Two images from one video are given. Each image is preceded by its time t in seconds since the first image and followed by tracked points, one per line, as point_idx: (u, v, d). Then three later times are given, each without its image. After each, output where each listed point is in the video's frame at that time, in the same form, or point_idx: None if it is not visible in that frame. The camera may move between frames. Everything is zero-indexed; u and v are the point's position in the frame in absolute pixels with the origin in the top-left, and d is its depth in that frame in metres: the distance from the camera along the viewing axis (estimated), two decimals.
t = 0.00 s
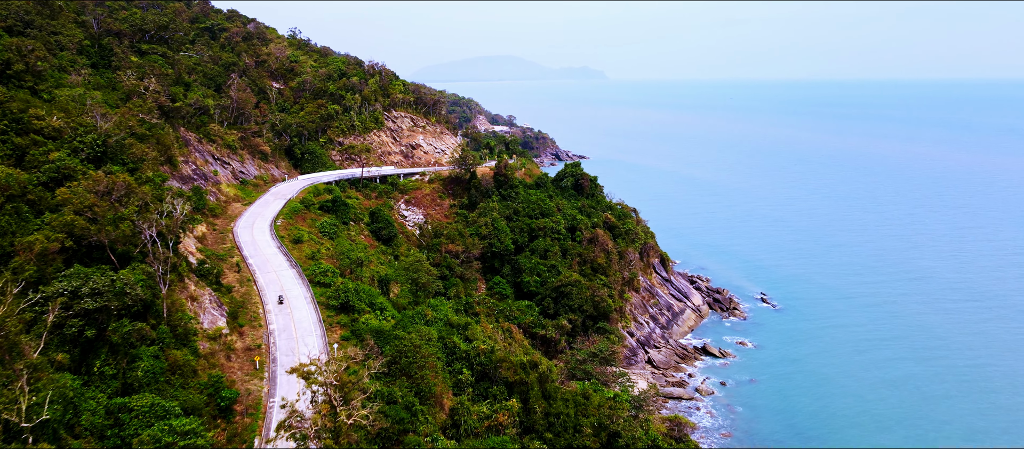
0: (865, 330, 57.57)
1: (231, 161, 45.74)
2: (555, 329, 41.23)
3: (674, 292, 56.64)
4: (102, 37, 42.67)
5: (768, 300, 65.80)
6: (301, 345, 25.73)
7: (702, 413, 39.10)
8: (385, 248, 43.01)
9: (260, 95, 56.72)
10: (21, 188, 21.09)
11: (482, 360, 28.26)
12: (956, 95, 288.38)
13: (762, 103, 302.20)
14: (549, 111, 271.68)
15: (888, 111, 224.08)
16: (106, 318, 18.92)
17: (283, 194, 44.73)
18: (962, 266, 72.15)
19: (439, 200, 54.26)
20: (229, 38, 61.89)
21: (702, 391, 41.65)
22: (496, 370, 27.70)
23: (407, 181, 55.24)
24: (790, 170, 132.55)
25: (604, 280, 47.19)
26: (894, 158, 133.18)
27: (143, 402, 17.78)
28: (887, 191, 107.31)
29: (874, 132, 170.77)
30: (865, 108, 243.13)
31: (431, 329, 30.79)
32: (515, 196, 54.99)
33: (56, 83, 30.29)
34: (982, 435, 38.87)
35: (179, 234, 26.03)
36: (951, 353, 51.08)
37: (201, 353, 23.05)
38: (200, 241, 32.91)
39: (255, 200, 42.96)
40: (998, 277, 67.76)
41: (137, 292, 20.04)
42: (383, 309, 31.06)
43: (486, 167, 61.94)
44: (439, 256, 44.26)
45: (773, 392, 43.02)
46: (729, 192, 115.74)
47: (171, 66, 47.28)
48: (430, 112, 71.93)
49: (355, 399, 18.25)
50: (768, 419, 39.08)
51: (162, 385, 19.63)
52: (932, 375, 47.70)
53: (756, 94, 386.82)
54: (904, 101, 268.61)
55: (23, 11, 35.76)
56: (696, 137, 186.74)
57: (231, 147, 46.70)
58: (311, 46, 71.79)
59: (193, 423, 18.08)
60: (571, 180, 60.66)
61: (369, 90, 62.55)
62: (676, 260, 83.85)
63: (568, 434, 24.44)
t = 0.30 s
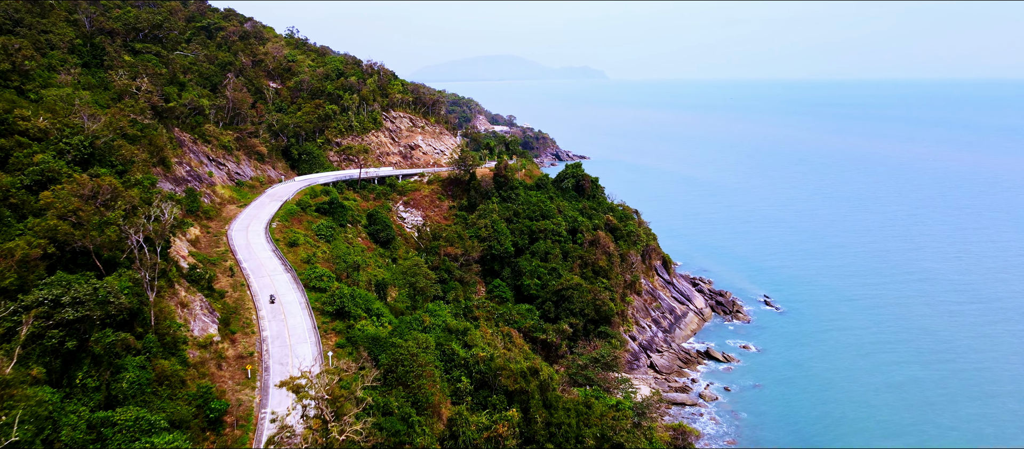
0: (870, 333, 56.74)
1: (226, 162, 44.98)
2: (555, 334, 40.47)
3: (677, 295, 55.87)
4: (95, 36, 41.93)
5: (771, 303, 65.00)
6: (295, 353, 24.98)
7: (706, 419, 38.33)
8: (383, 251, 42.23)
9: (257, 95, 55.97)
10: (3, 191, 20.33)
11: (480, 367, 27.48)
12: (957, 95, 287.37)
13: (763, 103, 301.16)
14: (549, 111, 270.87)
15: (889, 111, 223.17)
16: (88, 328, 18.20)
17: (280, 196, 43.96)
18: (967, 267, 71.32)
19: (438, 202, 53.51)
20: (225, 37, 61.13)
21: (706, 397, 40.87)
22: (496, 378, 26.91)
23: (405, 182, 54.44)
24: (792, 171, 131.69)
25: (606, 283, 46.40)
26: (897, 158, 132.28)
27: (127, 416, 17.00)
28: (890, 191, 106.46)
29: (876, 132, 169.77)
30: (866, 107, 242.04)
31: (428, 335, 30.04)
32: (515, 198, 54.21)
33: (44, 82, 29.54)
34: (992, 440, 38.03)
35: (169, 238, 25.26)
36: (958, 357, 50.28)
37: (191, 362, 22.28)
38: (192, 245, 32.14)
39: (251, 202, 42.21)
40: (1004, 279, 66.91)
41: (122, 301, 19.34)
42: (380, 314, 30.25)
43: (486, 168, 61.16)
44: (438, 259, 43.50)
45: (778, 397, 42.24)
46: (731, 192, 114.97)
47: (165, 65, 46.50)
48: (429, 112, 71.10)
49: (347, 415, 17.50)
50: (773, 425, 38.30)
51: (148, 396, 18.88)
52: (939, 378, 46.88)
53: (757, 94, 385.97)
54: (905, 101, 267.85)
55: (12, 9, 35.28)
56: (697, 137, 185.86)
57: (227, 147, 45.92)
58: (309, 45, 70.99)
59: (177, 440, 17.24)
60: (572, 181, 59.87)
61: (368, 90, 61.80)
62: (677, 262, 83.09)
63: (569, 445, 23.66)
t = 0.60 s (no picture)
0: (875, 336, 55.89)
1: (222, 163, 44.22)
2: (556, 339, 39.74)
3: (679, 298, 55.08)
4: (87, 35, 41.14)
5: (775, 305, 64.16)
6: (288, 362, 24.22)
7: (710, 426, 37.54)
8: (381, 254, 41.52)
9: (253, 95, 55.18)
10: None
11: (480, 375, 26.67)
12: (959, 95, 286.21)
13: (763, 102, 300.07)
14: (550, 111, 270.08)
15: (891, 111, 221.70)
16: (68, 339, 17.45)
17: (276, 198, 43.21)
18: (972, 268, 70.52)
19: (437, 203, 52.78)
20: (222, 36, 60.35)
21: (709, 403, 40.12)
22: (495, 386, 26.06)
23: (404, 183, 53.68)
24: (794, 171, 130.75)
25: (607, 286, 45.63)
26: (899, 158, 131.32)
27: (110, 431, 16.23)
28: (893, 191, 105.62)
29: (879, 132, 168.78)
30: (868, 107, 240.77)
31: (426, 342, 29.24)
32: (515, 199, 53.46)
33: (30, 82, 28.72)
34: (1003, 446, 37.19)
35: (158, 243, 24.48)
36: (965, 362, 49.39)
37: (180, 372, 21.50)
38: (185, 249, 31.36)
39: (246, 204, 41.43)
40: (1010, 281, 66.06)
41: (106, 310, 18.57)
42: (376, 320, 29.47)
43: (486, 169, 60.41)
44: (437, 262, 42.76)
45: (783, 403, 41.46)
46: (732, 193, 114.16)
47: (159, 64, 45.68)
48: (428, 112, 70.27)
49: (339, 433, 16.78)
50: (779, 431, 37.52)
51: (133, 409, 18.09)
52: (947, 381, 46.05)
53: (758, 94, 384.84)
54: (906, 101, 266.87)
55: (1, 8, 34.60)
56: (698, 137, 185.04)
57: (222, 148, 45.15)
58: (307, 45, 70.17)
59: None
60: (573, 182, 59.08)
61: (366, 90, 61.00)
62: (679, 264, 82.30)
63: None
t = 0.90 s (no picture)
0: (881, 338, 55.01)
1: (217, 164, 43.45)
2: (557, 343, 38.96)
3: (681, 302, 54.35)
4: (78, 35, 40.40)
5: (778, 308, 63.39)
6: (281, 371, 23.42)
7: (714, 433, 36.76)
8: (378, 257, 40.76)
9: (249, 96, 54.42)
10: None
11: (479, 384, 25.86)
12: (960, 94, 285.22)
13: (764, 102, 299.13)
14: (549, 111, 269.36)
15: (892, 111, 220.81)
16: (47, 351, 16.68)
17: (271, 200, 42.43)
18: (977, 270, 69.74)
19: (436, 205, 52.03)
20: (218, 35, 59.63)
21: (713, 409, 39.34)
22: (495, 396, 25.25)
23: (402, 185, 52.91)
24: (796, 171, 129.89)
25: (609, 290, 44.87)
26: (902, 158, 130.44)
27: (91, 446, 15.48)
28: (896, 191, 104.80)
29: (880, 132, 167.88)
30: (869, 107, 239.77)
31: (423, 350, 28.48)
32: (515, 201, 52.71)
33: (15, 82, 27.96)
34: None
35: (147, 248, 23.71)
36: (973, 366, 48.55)
37: (167, 382, 20.70)
38: (176, 253, 30.59)
39: (241, 206, 40.65)
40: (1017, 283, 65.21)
41: (88, 319, 17.83)
42: (372, 326, 28.67)
43: (485, 170, 59.65)
44: (436, 265, 42.01)
45: (788, 409, 40.66)
46: (734, 193, 113.41)
47: (153, 63, 44.89)
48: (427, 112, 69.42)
49: None
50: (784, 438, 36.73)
51: (117, 423, 17.28)
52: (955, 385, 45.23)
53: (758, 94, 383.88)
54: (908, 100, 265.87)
55: None
56: (699, 137, 184.26)
57: (217, 149, 44.36)
58: (304, 44, 69.39)
59: None
60: (574, 184, 58.34)
61: (363, 90, 60.22)
62: (680, 265, 81.55)
63: None
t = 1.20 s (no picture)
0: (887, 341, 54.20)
1: (211, 165, 42.65)
2: (558, 348, 38.15)
3: (684, 305, 53.58)
4: (69, 34, 39.65)
5: (781, 310, 62.59)
6: (273, 380, 22.61)
7: (718, 440, 35.95)
8: (376, 261, 40.01)
9: (245, 96, 53.71)
10: None
11: (477, 395, 25.01)
12: (961, 94, 284.32)
13: (765, 102, 298.22)
14: (550, 111, 269.18)
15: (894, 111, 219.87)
16: (23, 364, 15.86)
17: (267, 201, 41.64)
18: (982, 271, 68.91)
19: (434, 206, 51.28)
20: (214, 34, 58.94)
21: (717, 415, 38.56)
22: (494, 405, 24.41)
23: (401, 186, 52.16)
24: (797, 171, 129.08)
25: (610, 293, 44.09)
26: (904, 158, 129.58)
27: None
28: (899, 192, 103.95)
29: (882, 132, 167.07)
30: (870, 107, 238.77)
31: (420, 357, 27.70)
32: (515, 202, 51.98)
33: None
34: None
35: (135, 253, 22.91)
36: (981, 370, 47.71)
37: (154, 394, 19.92)
38: (168, 258, 29.81)
39: (236, 208, 39.86)
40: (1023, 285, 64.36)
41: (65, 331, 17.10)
42: (368, 333, 27.87)
43: (485, 171, 58.92)
44: (434, 269, 41.28)
45: (794, 415, 39.86)
46: (735, 194, 112.66)
47: (146, 62, 44.09)
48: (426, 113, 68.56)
49: None
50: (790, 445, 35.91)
51: (100, 437, 16.56)
52: (965, 390, 44.32)
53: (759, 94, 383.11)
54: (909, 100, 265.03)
55: None
56: (700, 137, 183.42)
57: (212, 150, 43.53)
58: (301, 44, 68.63)
59: None
60: (575, 185, 57.62)
61: (361, 90, 59.46)
62: (682, 267, 80.82)
63: None
